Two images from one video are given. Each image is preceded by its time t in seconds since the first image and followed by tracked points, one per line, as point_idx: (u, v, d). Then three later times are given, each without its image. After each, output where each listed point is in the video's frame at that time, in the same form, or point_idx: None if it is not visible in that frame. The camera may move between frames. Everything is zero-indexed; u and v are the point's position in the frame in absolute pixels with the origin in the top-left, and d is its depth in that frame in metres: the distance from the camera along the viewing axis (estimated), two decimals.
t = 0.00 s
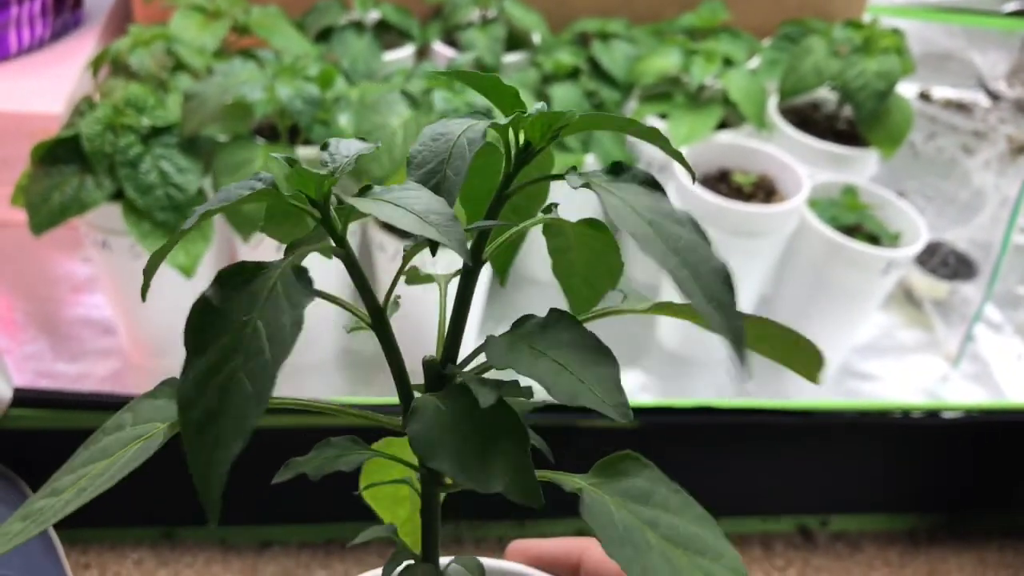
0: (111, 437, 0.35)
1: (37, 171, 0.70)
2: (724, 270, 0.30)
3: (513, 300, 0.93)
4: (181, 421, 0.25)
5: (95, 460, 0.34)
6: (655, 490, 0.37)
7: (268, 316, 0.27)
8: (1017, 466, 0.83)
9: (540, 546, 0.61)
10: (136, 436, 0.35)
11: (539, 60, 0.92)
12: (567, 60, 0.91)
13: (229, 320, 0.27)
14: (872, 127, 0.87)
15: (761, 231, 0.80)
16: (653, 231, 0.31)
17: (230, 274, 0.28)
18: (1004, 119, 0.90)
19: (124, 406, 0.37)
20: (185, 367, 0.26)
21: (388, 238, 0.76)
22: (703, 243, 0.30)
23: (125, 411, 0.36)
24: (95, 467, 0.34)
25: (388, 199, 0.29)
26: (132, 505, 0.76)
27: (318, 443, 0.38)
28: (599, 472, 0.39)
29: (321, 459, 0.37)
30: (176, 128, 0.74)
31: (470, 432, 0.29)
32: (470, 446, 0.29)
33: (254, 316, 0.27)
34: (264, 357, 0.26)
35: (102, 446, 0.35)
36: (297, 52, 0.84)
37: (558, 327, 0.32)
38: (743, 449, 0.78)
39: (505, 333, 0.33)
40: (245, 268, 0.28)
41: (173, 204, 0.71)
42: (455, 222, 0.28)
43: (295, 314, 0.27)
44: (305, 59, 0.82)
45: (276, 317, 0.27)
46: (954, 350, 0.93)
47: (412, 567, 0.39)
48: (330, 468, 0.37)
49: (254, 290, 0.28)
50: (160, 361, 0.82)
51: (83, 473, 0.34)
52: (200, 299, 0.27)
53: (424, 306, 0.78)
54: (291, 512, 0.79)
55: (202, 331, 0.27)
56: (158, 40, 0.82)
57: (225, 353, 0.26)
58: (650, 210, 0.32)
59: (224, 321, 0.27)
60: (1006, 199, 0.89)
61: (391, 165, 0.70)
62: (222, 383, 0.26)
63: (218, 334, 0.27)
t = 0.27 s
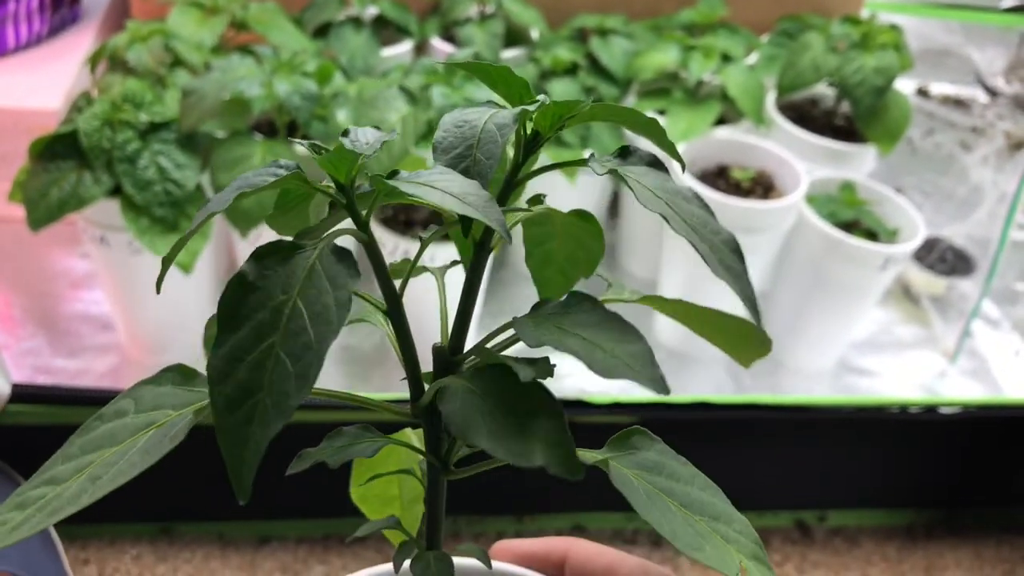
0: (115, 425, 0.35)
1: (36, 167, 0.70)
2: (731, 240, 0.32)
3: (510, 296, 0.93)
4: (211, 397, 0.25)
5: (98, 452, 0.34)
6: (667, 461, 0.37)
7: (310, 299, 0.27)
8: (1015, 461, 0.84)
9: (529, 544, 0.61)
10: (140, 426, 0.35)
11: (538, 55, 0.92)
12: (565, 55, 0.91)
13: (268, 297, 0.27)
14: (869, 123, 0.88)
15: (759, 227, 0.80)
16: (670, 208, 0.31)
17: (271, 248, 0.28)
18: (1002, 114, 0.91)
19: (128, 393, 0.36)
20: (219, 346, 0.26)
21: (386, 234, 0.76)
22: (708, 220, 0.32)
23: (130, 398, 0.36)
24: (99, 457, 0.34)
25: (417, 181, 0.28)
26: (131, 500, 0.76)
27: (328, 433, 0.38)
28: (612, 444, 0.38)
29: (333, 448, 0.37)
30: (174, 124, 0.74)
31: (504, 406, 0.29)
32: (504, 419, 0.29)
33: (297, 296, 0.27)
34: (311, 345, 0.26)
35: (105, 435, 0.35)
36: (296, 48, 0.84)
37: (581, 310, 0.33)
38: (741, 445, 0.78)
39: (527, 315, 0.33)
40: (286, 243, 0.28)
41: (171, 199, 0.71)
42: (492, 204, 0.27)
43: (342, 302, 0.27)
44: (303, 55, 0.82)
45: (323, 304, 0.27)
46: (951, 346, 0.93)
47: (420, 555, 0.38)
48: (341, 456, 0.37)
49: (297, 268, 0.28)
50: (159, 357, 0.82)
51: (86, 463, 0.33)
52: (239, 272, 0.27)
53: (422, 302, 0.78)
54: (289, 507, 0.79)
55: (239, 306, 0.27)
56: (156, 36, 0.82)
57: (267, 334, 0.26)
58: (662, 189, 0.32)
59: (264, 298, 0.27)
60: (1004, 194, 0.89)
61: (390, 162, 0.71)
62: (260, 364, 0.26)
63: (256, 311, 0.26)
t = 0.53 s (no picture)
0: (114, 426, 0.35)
1: (34, 165, 0.70)
2: (722, 241, 0.31)
3: (509, 294, 0.93)
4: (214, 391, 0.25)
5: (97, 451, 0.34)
6: (663, 457, 0.37)
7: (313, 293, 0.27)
8: (1013, 458, 0.84)
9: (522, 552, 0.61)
10: (141, 425, 0.35)
11: (537, 53, 0.92)
12: (564, 53, 0.91)
13: (268, 294, 0.27)
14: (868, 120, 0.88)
15: (759, 224, 0.80)
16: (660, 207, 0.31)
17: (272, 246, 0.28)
18: (1001, 112, 0.91)
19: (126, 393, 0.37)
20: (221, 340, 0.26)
21: (385, 231, 0.76)
22: (699, 219, 0.31)
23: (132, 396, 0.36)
24: (99, 455, 0.34)
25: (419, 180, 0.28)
26: (130, 497, 0.76)
27: (326, 430, 0.38)
28: (606, 439, 0.38)
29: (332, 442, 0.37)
30: (173, 122, 0.74)
31: (505, 400, 0.29)
32: (504, 412, 0.29)
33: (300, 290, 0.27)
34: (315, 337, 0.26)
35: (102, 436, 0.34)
36: (294, 46, 0.84)
37: (576, 307, 0.32)
38: (741, 442, 0.78)
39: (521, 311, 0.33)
40: (287, 242, 0.28)
41: (169, 197, 0.71)
42: (489, 198, 0.27)
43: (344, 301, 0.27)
44: (302, 52, 0.82)
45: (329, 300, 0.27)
46: (950, 343, 0.92)
47: (419, 551, 0.38)
48: (339, 451, 0.36)
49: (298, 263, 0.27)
50: (157, 355, 0.82)
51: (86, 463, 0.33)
52: (239, 268, 0.26)
53: (421, 300, 0.78)
54: (289, 505, 0.79)
55: (240, 302, 0.26)
56: (155, 34, 0.82)
57: (272, 323, 0.26)
58: (655, 190, 0.32)
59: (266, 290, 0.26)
60: (1003, 192, 0.89)
61: (389, 160, 0.71)
62: (262, 358, 0.25)
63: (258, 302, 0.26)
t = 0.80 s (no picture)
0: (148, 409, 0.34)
1: (33, 163, 0.70)
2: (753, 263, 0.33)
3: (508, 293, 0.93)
4: (278, 373, 0.25)
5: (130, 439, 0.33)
6: (693, 459, 0.37)
7: (375, 271, 0.26)
8: (1012, 457, 0.84)
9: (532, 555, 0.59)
10: (179, 410, 0.34)
11: (535, 52, 0.92)
12: (563, 52, 0.91)
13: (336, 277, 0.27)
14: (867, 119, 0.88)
15: (758, 223, 0.80)
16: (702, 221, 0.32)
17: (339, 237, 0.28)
18: (1000, 111, 0.90)
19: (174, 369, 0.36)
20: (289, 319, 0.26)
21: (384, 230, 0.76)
22: (733, 237, 0.32)
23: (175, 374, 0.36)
24: (139, 440, 0.33)
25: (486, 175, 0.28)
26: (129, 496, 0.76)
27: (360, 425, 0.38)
28: (637, 439, 0.38)
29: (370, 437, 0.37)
30: (171, 120, 0.73)
31: (562, 395, 0.29)
32: (561, 407, 0.29)
33: (363, 270, 0.26)
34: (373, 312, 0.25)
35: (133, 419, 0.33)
36: (293, 44, 0.84)
37: (623, 310, 0.33)
38: (740, 441, 0.78)
39: (567, 315, 0.34)
40: (355, 230, 0.28)
41: (167, 196, 0.71)
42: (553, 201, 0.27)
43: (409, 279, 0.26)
44: (301, 50, 0.82)
45: (393, 278, 0.26)
46: (950, 342, 0.92)
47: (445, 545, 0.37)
48: (377, 445, 0.36)
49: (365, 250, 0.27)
50: (156, 353, 0.82)
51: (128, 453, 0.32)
52: (308, 256, 0.27)
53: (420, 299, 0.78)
54: (288, 504, 0.79)
55: (307, 287, 0.26)
56: (154, 32, 0.82)
57: (331, 300, 0.26)
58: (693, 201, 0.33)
59: (330, 275, 0.27)
60: (1001, 190, 0.89)
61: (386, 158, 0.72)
62: (327, 342, 0.25)
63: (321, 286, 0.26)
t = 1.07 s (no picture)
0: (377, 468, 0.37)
1: (34, 164, 0.70)
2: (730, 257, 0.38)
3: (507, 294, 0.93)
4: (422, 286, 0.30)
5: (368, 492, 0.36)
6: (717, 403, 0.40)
7: (492, 264, 0.30)
8: (1011, 456, 0.84)
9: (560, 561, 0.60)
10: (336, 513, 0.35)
11: (535, 53, 0.92)
12: (563, 52, 0.91)
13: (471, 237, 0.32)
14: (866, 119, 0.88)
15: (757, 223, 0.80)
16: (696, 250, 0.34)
17: (453, 233, 0.32)
18: (998, 111, 0.91)
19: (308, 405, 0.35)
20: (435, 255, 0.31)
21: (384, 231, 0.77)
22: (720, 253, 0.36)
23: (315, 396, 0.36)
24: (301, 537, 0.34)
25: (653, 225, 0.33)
26: (131, 496, 0.77)
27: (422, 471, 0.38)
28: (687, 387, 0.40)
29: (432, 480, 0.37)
30: (171, 121, 0.74)
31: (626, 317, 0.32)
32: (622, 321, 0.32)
33: (484, 264, 0.30)
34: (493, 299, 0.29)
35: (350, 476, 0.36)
36: (293, 45, 0.84)
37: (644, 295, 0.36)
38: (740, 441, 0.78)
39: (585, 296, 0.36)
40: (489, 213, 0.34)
41: (168, 197, 0.71)
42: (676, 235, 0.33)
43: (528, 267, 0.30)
44: (301, 51, 0.82)
45: (510, 268, 0.30)
46: (948, 342, 0.93)
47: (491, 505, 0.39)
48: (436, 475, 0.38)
49: (479, 245, 0.31)
50: (157, 354, 0.82)
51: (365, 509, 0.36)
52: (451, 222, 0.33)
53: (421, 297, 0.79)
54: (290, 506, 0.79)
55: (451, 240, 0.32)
56: (154, 33, 0.82)
57: (458, 294, 0.30)
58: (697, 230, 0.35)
59: (450, 267, 0.30)
60: (1000, 191, 0.89)
61: (386, 158, 0.73)
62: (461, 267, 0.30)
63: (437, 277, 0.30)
